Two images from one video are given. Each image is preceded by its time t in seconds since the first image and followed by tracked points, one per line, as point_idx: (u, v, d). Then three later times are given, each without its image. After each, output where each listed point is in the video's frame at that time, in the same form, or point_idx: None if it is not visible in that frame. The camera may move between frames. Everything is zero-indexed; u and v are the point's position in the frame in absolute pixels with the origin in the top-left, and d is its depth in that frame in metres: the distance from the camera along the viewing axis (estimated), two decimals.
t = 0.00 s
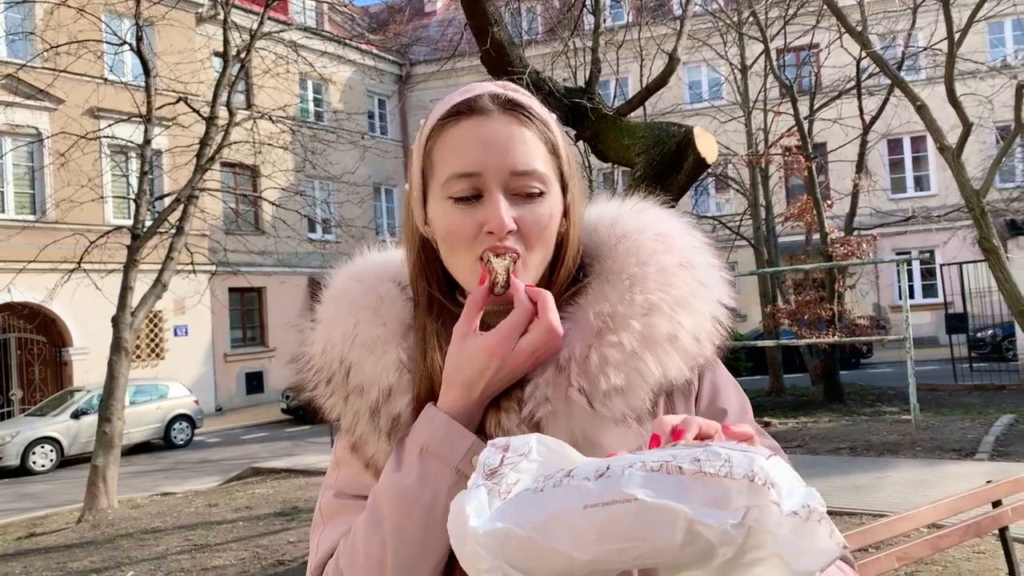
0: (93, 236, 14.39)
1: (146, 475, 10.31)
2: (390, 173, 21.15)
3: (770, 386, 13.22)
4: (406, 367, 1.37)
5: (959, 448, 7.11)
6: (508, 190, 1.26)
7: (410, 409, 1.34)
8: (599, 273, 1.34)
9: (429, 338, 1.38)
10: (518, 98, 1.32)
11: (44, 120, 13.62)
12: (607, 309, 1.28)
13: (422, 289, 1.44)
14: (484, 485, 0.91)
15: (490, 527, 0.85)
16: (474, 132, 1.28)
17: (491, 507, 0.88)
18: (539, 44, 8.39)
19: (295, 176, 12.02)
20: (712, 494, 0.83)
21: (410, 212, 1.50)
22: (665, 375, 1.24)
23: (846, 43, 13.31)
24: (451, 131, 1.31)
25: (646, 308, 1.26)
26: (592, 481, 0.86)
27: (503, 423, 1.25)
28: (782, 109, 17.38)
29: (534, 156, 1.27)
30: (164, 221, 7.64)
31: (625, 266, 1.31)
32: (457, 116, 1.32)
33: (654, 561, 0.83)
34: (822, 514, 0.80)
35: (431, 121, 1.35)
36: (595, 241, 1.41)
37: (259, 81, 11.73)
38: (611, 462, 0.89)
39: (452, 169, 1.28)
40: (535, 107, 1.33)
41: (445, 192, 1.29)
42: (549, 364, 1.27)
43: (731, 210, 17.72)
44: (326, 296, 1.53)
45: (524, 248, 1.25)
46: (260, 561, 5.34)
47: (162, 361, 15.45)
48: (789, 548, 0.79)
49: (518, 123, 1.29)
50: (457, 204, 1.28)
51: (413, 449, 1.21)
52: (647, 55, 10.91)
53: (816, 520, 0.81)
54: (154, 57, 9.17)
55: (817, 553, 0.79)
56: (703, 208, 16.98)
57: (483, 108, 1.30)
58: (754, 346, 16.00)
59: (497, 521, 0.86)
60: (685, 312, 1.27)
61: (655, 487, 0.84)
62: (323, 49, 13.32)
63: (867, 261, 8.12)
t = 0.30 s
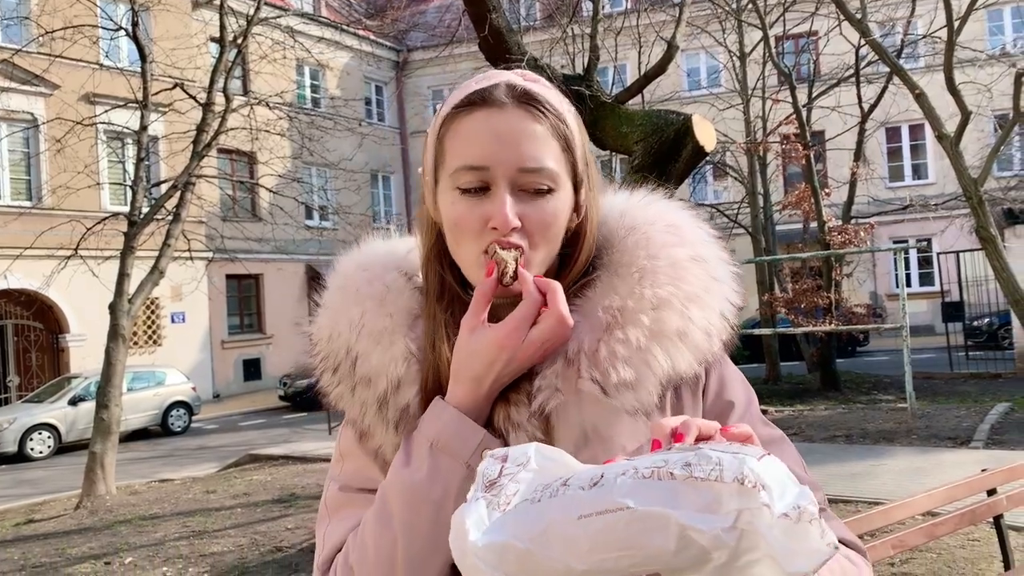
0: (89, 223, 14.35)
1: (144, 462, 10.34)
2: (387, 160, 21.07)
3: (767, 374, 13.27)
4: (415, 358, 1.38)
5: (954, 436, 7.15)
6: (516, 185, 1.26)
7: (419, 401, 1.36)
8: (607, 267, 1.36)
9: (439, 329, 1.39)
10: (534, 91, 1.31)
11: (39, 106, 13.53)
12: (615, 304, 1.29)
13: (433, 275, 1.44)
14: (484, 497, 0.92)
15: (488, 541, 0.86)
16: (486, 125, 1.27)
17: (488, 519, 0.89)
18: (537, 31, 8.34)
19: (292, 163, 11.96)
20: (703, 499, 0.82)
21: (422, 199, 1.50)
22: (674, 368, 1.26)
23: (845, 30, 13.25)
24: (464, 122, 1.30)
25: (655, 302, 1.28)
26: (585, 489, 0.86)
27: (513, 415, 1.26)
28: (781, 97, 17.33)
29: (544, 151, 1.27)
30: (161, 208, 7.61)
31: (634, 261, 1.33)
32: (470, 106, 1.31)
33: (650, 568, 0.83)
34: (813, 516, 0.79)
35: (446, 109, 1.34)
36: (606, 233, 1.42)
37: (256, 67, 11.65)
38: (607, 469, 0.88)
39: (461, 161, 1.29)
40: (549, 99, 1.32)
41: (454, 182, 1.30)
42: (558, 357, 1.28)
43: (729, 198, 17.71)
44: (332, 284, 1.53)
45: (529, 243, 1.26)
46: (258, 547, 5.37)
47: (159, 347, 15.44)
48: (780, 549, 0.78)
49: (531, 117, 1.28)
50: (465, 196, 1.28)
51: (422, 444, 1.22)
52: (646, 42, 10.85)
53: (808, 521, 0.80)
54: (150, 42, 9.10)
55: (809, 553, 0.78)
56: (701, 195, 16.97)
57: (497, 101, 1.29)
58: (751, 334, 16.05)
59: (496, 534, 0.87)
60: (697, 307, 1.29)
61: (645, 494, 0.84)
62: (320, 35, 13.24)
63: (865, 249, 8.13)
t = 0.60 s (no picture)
0: (87, 214, 14.32)
1: (143, 454, 10.35)
2: (385, 152, 21.02)
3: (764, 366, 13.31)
4: (414, 350, 1.39)
5: (951, 428, 7.17)
6: (520, 177, 1.26)
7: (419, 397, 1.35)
8: (610, 262, 1.36)
9: (439, 322, 1.39)
10: (539, 83, 1.31)
11: (37, 97, 13.48)
12: (619, 299, 1.30)
13: (433, 270, 1.44)
14: (487, 524, 0.90)
15: (489, 568, 0.85)
16: (492, 118, 1.27)
17: (488, 548, 0.87)
18: (536, 23, 8.32)
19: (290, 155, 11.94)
20: (708, 513, 0.83)
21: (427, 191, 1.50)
22: (679, 366, 1.27)
23: (844, 22, 13.22)
24: (469, 114, 1.29)
25: (659, 298, 1.29)
26: (589, 511, 0.86)
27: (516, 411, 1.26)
28: (779, 89, 17.30)
29: (550, 145, 1.27)
30: (158, 199, 7.58)
31: (638, 255, 1.34)
32: (477, 98, 1.30)
33: None
34: (819, 523, 0.80)
35: (451, 101, 1.33)
36: (609, 230, 1.42)
37: (253, 58, 11.60)
38: (608, 487, 0.88)
39: (466, 153, 1.28)
40: (556, 94, 1.31)
41: (459, 174, 1.29)
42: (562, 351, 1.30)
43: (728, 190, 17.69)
44: (330, 275, 1.53)
45: (533, 235, 1.27)
46: (257, 539, 5.38)
47: (158, 339, 15.43)
48: (788, 559, 0.79)
49: (537, 111, 1.28)
50: (468, 186, 1.28)
51: (419, 455, 1.21)
52: (645, 33, 10.82)
53: (814, 528, 0.81)
54: (147, 33, 9.05)
55: (820, 560, 0.80)
56: (700, 187, 16.95)
57: (503, 93, 1.29)
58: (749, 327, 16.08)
59: (499, 560, 0.85)
60: (700, 303, 1.30)
61: (650, 510, 0.84)
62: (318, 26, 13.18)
63: (864, 242, 8.12)
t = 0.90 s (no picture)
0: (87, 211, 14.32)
1: (144, 450, 10.37)
2: (384, 147, 21.00)
3: (764, 361, 13.33)
4: (400, 355, 1.38)
5: (950, 423, 7.18)
6: (552, 151, 1.30)
7: (411, 399, 1.34)
8: (617, 262, 1.37)
9: (432, 326, 1.38)
10: (559, 66, 1.37)
11: (35, 94, 13.46)
12: (627, 302, 1.30)
13: (431, 269, 1.46)
14: (498, 525, 0.93)
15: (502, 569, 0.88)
16: (520, 91, 1.32)
17: (500, 545, 0.90)
18: (534, 18, 8.30)
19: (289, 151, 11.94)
20: (727, 508, 0.82)
21: (430, 184, 1.52)
22: (685, 370, 1.27)
23: (844, 16, 13.17)
24: (493, 91, 1.35)
25: (666, 302, 1.28)
26: (601, 508, 0.88)
27: (509, 417, 1.29)
28: (779, 84, 17.27)
29: (576, 121, 1.32)
30: (157, 196, 7.56)
31: (644, 257, 1.34)
32: (500, 76, 1.36)
33: None
34: (844, 516, 0.78)
35: (469, 84, 1.38)
36: (612, 230, 1.44)
37: (252, 54, 11.58)
38: (624, 485, 0.90)
39: (495, 128, 1.31)
40: (573, 77, 1.38)
41: (488, 151, 1.32)
42: (569, 349, 1.31)
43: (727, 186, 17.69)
44: (325, 277, 1.54)
45: (564, 214, 1.30)
46: (256, 535, 5.40)
47: (158, 336, 15.43)
48: (812, 552, 0.78)
49: (559, 88, 1.34)
50: (499, 163, 1.31)
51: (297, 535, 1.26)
52: (643, 28, 10.80)
53: (839, 521, 0.79)
54: (144, 29, 9.02)
55: (845, 553, 0.77)
56: (699, 182, 16.95)
57: (527, 72, 1.34)
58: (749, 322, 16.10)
59: (514, 561, 0.88)
60: (705, 306, 1.29)
61: (667, 505, 0.85)
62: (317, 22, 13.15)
63: (863, 236, 8.10)
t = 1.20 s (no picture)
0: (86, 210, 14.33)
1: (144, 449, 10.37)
2: (384, 146, 20.99)
3: (763, 360, 13.32)
4: (392, 351, 1.39)
5: (949, 422, 7.19)
6: (534, 148, 1.31)
7: (402, 395, 1.33)
8: (613, 264, 1.38)
9: (423, 324, 1.39)
10: (546, 63, 1.38)
11: (35, 93, 13.46)
12: (621, 308, 1.30)
13: (427, 269, 1.48)
14: (527, 536, 1.00)
15: None
16: (502, 90, 1.33)
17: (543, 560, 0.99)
18: (534, 17, 8.28)
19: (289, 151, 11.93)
20: (786, 552, 0.91)
21: (426, 186, 1.52)
22: (675, 376, 1.27)
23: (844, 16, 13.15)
24: (476, 90, 1.36)
25: (661, 308, 1.28)
26: (652, 537, 0.96)
27: (495, 419, 1.29)
28: (779, 83, 17.25)
29: (561, 117, 1.32)
30: (156, 195, 7.54)
31: (640, 261, 1.34)
32: (483, 77, 1.37)
33: None
34: None
35: (453, 87, 1.39)
36: (608, 232, 1.44)
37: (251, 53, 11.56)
38: (671, 512, 0.97)
39: (477, 128, 1.32)
40: (561, 74, 1.39)
41: (471, 150, 1.33)
42: (559, 354, 1.31)
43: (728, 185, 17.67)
44: (322, 272, 1.55)
45: (548, 211, 1.30)
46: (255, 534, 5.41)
47: (157, 335, 15.43)
48: None
49: (544, 85, 1.34)
50: (480, 163, 1.32)
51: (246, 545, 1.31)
52: (643, 27, 10.78)
53: None
54: (145, 28, 9.00)
55: None
56: (699, 181, 16.93)
57: (510, 70, 1.35)
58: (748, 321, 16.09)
59: None
60: (701, 315, 1.29)
61: (724, 546, 0.93)
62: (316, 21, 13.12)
63: (862, 236, 8.10)
